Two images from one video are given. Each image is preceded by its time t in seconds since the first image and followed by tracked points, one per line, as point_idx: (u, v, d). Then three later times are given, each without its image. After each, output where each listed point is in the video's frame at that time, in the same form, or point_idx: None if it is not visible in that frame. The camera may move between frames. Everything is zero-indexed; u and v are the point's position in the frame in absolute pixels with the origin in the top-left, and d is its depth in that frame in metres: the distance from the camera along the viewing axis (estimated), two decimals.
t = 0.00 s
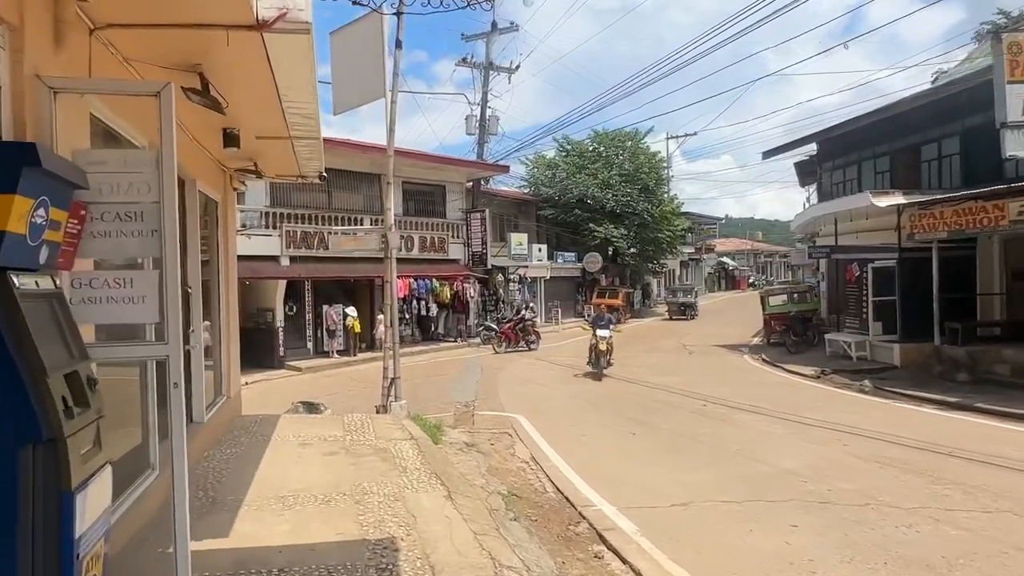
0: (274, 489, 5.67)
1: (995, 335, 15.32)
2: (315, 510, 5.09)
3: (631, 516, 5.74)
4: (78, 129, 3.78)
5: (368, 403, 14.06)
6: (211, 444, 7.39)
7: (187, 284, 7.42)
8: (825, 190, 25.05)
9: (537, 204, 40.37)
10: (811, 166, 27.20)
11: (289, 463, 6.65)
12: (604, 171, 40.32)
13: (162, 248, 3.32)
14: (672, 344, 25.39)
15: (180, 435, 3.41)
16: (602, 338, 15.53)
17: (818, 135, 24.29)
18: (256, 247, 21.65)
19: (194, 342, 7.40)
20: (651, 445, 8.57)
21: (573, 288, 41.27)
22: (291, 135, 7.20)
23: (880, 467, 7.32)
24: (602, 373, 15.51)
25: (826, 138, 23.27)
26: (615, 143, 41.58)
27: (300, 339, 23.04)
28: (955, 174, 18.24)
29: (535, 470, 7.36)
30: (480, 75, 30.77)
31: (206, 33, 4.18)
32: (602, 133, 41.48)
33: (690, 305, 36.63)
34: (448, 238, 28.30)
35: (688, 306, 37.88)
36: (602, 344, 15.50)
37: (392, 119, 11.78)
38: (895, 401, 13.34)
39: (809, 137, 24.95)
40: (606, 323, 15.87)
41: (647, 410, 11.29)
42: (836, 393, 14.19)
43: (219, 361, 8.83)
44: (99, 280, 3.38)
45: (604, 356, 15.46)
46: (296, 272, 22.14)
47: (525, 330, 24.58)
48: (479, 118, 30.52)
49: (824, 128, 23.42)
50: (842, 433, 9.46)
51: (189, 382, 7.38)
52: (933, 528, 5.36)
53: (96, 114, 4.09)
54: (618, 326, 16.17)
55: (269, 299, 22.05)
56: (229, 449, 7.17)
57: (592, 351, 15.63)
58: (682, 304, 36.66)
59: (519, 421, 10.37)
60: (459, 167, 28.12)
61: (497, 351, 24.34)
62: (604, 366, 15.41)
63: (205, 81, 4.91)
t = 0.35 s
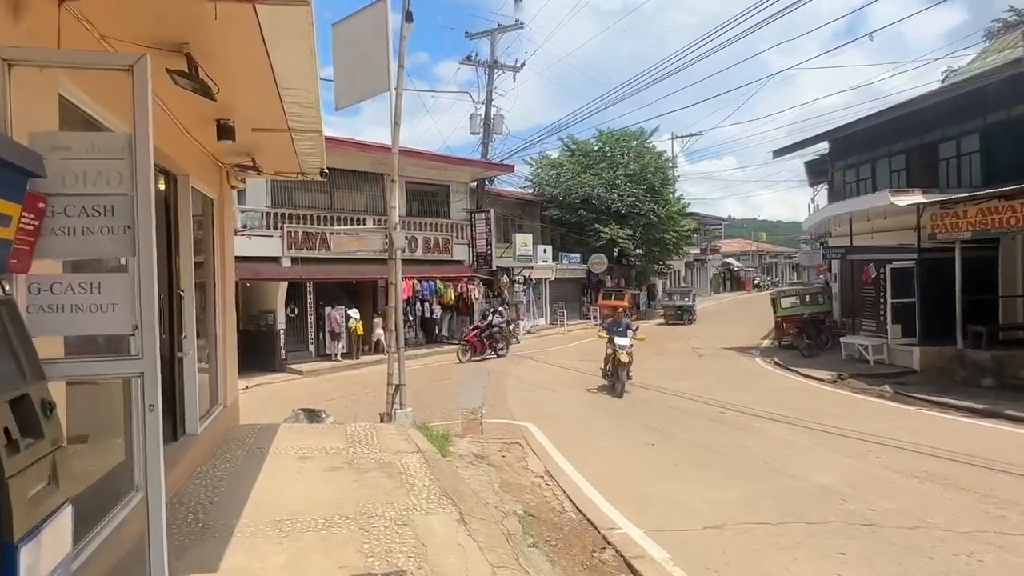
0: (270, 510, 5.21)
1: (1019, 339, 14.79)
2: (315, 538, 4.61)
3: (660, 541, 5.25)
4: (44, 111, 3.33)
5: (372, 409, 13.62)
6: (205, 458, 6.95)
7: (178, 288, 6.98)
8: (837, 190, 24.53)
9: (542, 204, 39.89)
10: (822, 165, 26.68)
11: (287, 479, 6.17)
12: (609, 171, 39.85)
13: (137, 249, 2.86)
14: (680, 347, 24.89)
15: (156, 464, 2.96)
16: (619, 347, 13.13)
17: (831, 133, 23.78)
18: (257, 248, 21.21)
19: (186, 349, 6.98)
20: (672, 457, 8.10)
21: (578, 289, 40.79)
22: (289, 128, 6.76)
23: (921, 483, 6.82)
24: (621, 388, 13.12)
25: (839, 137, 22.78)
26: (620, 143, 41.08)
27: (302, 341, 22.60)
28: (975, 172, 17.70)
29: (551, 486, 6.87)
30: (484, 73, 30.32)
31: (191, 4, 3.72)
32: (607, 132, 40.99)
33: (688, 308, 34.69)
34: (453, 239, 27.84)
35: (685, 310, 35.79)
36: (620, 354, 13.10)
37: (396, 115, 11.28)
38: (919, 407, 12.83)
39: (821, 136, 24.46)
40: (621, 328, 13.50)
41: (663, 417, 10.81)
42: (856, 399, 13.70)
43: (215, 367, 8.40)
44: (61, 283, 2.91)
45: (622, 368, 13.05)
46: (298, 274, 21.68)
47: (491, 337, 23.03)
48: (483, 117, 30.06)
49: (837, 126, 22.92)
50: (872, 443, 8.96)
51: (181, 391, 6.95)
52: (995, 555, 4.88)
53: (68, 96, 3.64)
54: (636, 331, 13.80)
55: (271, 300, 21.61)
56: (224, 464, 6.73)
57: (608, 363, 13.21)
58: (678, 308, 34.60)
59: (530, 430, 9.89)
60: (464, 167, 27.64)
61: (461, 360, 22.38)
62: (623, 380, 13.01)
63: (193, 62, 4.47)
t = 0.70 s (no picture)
0: (260, 534, 4.67)
1: None
2: (308, 567, 4.09)
3: (690, 565, 4.76)
4: None
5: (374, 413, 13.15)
6: (193, 469, 6.45)
7: (164, 286, 6.48)
8: (849, 186, 23.99)
9: (545, 202, 39.36)
10: (834, 161, 26.13)
11: (281, 496, 5.65)
12: (613, 169, 39.33)
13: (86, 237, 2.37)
14: (688, 348, 24.38)
15: (111, 495, 2.46)
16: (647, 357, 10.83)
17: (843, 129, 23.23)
18: (256, 246, 20.73)
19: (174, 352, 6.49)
20: (694, 468, 7.58)
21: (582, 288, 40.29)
22: (282, 113, 6.26)
23: (967, 497, 6.31)
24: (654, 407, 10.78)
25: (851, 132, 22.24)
26: (625, 140, 40.52)
27: (302, 342, 22.13)
28: (996, 167, 17.15)
29: (567, 502, 6.35)
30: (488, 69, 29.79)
31: None
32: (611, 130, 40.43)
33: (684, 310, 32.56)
34: (455, 237, 27.33)
35: (679, 312, 33.87)
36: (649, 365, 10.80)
37: (399, 106, 10.76)
38: (943, 411, 12.32)
39: (833, 132, 23.92)
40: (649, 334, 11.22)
41: (680, 423, 10.28)
42: (876, 402, 13.20)
43: (206, 370, 7.92)
44: None
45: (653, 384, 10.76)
46: (298, 272, 21.20)
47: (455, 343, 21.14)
48: (487, 113, 29.53)
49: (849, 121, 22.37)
50: (904, 452, 8.44)
51: (168, 397, 6.46)
52: None
53: (18, 60, 3.15)
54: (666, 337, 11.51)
55: (270, 300, 21.16)
56: (212, 476, 6.22)
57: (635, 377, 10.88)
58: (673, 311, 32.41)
59: (540, 436, 9.40)
60: (467, 164, 27.11)
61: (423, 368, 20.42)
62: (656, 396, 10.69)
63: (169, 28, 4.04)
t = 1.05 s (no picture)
0: (254, 553, 4.25)
1: None
2: None
3: None
4: None
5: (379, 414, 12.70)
6: (186, 478, 5.99)
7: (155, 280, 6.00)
8: (862, 181, 23.48)
9: (549, 198, 38.86)
10: (845, 155, 25.64)
11: (280, 508, 5.19)
12: (618, 164, 38.83)
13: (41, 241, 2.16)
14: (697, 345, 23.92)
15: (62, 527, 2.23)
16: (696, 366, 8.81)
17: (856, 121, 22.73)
18: (257, 242, 20.28)
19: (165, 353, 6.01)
20: (720, 475, 7.14)
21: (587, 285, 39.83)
22: (281, 93, 5.80)
23: (1019, 507, 5.86)
24: (707, 426, 8.69)
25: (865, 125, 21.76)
26: (630, 135, 39.98)
27: (304, 339, 21.70)
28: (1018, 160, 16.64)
29: (589, 515, 5.93)
30: (492, 61, 29.28)
31: None
32: (617, 124, 39.89)
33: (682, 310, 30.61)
34: (459, 233, 26.87)
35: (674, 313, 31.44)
36: (699, 375, 8.76)
37: (404, 92, 10.27)
38: (969, 411, 11.86)
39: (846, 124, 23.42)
40: (694, 340, 9.26)
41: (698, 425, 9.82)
42: (898, 401, 12.73)
43: (202, 371, 7.46)
44: None
45: (705, 397, 8.71)
46: (299, 268, 20.75)
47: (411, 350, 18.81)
48: (491, 107, 29.02)
49: (862, 114, 21.87)
50: (938, 457, 8.01)
51: (159, 401, 5.98)
52: None
53: None
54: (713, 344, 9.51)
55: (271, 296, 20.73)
56: (206, 486, 5.76)
57: (682, 390, 8.83)
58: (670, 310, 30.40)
59: (553, 439, 8.95)
60: (471, 158, 26.62)
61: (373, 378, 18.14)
62: (710, 414, 8.62)
63: None
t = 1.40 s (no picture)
0: None
1: None
2: None
3: None
4: None
5: (379, 417, 12.25)
6: (169, 494, 5.51)
7: (135, 279, 5.50)
8: (872, 177, 23.02)
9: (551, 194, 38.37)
10: (854, 150, 25.17)
11: (271, 530, 4.70)
12: (621, 160, 38.38)
13: None
14: (703, 344, 23.47)
15: None
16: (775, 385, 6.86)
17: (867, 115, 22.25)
18: (254, 239, 19.80)
19: (146, 358, 5.52)
20: (744, 487, 6.68)
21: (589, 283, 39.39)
22: (274, 75, 5.33)
23: None
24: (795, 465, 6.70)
25: (876, 119, 21.29)
26: (633, 131, 39.51)
27: (303, 337, 21.24)
28: None
29: (607, 533, 5.47)
30: (494, 56, 28.79)
31: None
32: (619, 120, 39.42)
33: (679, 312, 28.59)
34: (460, 229, 26.41)
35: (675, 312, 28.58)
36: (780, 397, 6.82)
37: (406, 80, 9.77)
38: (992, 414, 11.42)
39: (856, 119, 22.95)
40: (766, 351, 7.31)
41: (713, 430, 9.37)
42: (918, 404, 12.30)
43: (189, 375, 6.98)
44: None
45: (792, 426, 6.70)
46: (298, 265, 20.27)
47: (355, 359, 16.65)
48: (493, 102, 28.55)
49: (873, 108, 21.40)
50: (968, 466, 7.59)
51: (140, 409, 5.49)
52: None
53: None
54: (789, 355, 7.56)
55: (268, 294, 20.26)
56: (190, 503, 5.28)
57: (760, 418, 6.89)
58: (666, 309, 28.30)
59: (563, 446, 8.49)
60: (473, 153, 26.16)
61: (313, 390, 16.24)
62: (799, 448, 6.64)
63: None
